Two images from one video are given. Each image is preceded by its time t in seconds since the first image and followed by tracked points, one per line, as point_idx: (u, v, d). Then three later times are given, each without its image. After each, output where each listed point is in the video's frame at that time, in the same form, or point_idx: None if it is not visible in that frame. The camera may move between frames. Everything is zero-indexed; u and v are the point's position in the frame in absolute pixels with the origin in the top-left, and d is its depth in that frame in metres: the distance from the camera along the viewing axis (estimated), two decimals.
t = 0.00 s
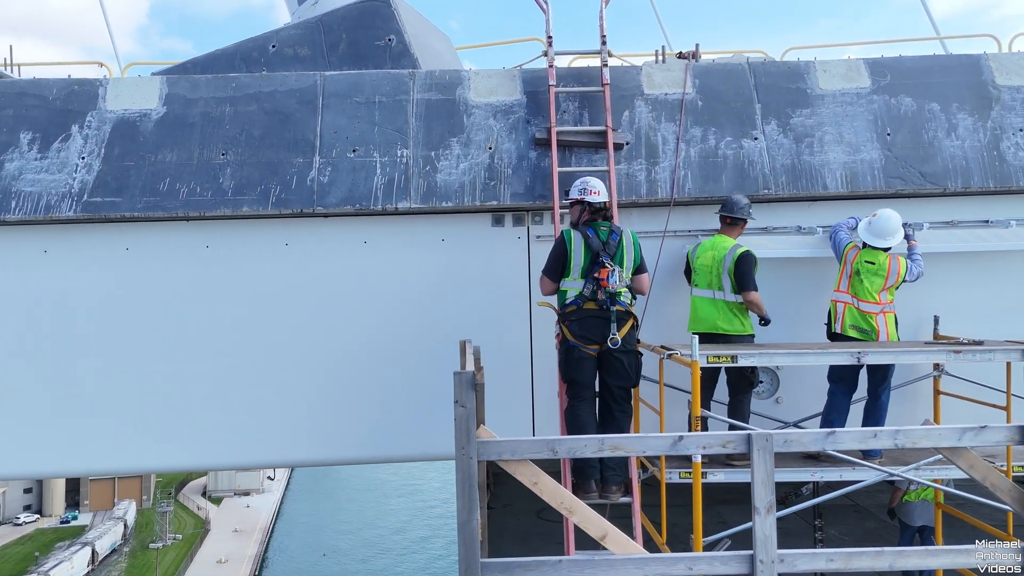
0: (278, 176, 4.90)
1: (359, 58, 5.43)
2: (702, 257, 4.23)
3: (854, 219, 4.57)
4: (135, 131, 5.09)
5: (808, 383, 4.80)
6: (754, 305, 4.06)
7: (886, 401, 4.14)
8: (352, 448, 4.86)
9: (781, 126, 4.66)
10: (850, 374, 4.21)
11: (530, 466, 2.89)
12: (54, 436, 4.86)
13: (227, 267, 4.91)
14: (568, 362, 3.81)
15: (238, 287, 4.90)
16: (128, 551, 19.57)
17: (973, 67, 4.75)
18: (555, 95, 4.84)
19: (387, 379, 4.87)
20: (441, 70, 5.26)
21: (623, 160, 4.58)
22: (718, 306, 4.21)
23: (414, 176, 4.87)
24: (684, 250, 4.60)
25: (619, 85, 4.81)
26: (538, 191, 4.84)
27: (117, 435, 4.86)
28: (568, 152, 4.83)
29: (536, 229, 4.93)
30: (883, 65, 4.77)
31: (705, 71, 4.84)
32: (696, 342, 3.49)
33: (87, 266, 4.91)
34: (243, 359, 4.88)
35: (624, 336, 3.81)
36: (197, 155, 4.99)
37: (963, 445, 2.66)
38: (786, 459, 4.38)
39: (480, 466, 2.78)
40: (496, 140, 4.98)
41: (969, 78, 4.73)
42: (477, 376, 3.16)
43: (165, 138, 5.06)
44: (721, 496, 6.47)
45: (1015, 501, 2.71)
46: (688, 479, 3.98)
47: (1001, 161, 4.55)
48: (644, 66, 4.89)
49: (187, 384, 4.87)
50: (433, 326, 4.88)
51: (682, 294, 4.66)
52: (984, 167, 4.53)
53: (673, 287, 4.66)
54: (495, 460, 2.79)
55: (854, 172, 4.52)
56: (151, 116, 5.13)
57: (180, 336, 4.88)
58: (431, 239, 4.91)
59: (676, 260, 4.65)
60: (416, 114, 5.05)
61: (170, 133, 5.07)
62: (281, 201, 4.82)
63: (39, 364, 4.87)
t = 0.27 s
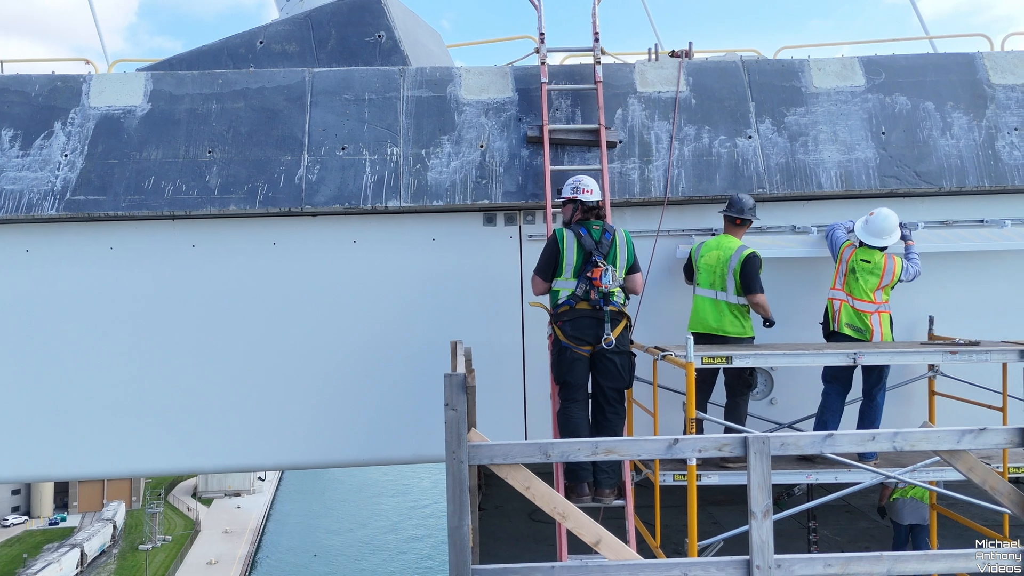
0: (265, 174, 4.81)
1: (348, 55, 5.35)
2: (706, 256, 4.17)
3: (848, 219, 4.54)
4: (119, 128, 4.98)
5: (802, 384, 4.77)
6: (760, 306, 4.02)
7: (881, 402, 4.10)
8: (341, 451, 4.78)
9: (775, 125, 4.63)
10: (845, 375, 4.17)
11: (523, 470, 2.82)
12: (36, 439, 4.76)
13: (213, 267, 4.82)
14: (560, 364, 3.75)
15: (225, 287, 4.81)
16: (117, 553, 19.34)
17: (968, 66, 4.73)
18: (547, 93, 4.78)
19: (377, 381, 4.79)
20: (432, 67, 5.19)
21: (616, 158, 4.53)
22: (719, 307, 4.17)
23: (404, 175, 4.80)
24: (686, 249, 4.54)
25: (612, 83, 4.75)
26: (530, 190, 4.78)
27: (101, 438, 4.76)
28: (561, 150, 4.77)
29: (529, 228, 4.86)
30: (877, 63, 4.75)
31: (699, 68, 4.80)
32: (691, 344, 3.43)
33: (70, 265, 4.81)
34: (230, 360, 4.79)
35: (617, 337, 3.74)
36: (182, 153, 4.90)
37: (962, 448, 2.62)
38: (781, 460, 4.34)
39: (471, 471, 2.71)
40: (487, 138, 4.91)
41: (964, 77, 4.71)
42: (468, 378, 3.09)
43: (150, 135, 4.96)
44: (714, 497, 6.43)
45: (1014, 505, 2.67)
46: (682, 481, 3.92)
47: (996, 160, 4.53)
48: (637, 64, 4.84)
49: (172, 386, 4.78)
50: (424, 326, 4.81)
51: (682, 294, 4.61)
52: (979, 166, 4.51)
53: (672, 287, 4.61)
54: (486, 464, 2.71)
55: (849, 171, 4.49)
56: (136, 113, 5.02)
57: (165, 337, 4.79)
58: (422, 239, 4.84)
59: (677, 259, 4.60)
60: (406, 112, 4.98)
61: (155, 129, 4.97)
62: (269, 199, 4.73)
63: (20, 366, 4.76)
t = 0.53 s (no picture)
0: (251, 171, 4.73)
1: (337, 51, 5.27)
2: (695, 255, 4.13)
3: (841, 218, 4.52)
4: (102, 125, 4.88)
5: (795, 384, 4.73)
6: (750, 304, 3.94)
7: (875, 403, 4.07)
8: (329, 453, 4.70)
9: (769, 123, 4.60)
10: (839, 375, 4.13)
11: (514, 475, 2.76)
12: (16, 443, 4.65)
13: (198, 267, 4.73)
14: (552, 365, 3.68)
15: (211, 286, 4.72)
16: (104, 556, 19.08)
17: (961, 65, 4.72)
18: (539, 91, 4.72)
19: (366, 382, 4.72)
20: (421, 64, 5.12)
21: (608, 157, 4.48)
22: (709, 307, 4.12)
23: (393, 173, 4.72)
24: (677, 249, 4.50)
25: (604, 81, 4.71)
26: (522, 189, 4.72)
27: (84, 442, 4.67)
28: (552, 148, 4.72)
29: (520, 227, 4.80)
30: (871, 61, 4.73)
31: (692, 66, 4.76)
32: (685, 344, 3.38)
33: (52, 265, 4.71)
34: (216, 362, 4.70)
35: (610, 338, 3.69)
36: (167, 150, 4.80)
37: (960, 450, 2.58)
38: (775, 462, 4.30)
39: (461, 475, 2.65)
40: (478, 135, 4.85)
41: (957, 75, 4.70)
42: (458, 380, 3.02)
43: (134, 132, 4.86)
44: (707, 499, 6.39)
45: (1013, 508, 2.64)
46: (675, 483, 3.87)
47: (990, 159, 4.52)
48: (630, 61, 4.80)
49: (156, 389, 4.68)
50: (414, 327, 4.74)
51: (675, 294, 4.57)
52: (972, 165, 4.50)
53: (665, 287, 4.56)
54: (477, 469, 2.65)
55: (842, 170, 4.47)
56: (119, 110, 4.92)
57: (149, 338, 4.69)
58: (412, 238, 4.77)
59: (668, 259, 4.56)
60: (396, 109, 4.90)
61: (139, 126, 4.87)
62: (256, 197, 4.65)
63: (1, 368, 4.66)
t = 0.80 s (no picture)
0: (237, 169, 4.64)
1: (325, 47, 5.19)
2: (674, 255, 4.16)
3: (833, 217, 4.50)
4: (84, 121, 4.78)
5: (787, 385, 4.71)
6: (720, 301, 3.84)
7: (868, 403, 4.05)
8: (315, 456, 4.62)
9: (761, 122, 4.58)
10: (832, 375, 4.10)
11: (506, 478, 2.70)
12: None
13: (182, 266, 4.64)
14: (543, 365, 3.63)
15: (195, 286, 4.63)
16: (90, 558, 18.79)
17: (953, 64, 4.72)
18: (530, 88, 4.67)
19: (354, 383, 4.65)
20: (411, 60, 5.05)
21: (600, 155, 4.44)
22: (686, 304, 4.10)
23: (382, 170, 4.65)
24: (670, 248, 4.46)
25: (596, 78, 4.66)
26: (512, 187, 4.66)
27: (65, 445, 4.57)
28: (543, 146, 4.67)
29: (510, 226, 4.75)
30: (863, 60, 4.73)
31: (684, 64, 4.72)
32: (677, 344, 3.33)
33: (32, 264, 4.60)
34: (200, 363, 4.61)
35: (601, 338, 3.64)
36: (150, 147, 4.70)
37: (957, 452, 2.56)
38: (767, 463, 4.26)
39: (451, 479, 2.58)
40: (468, 133, 4.78)
41: (949, 74, 4.70)
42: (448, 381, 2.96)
43: (117, 128, 4.76)
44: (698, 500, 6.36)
45: (1009, 510, 2.61)
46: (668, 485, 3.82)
47: (982, 158, 4.52)
48: (621, 59, 4.76)
49: (140, 390, 4.59)
50: (403, 327, 4.67)
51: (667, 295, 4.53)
52: (964, 164, 4.50)
53: (657, 287, 4.52)
54: (467, 472, 2.59)
55: (835, 169, 4.46)
56: (102, 106, 4.82)
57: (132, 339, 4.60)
58: (401, 237, 4.70)
59: (659, 260, 4.52)
60: (384, 106, 4.83)
61: (122, 123, 4.77)
62: (241, 195, 4.57)
63: None
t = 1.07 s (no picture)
0: (222, 167, 4.56)
1: (312, 44, 5.12)
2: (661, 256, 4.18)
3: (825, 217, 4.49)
4: (66, 118, 4.68)
5: (779, 385, 4.69)
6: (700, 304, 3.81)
7: (861, 403, 4.03)
8: (303, 458, 4.55)
9: (753, 120, 4.56)
10: (825, 375, 4.08)
11: (497, 482, 2.64)
12: None
13: (166, 266, 4.55)
14: (534, 366, 3.58)
15: (180, 286, 4.55)
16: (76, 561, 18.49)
17: (945, 62, 4.72)
18: (521, 85, 4.62)
19: (342, 384, 4.58)
20: (400, 57, 4.98)
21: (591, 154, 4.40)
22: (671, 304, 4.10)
23: (370, 169, 4.59)
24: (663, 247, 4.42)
25: (587, 76, 4.62)
26: (503, 186, 4.61)
27: (46, 448, 4.47)
28: (534, 145, 4.62)
29: (501, 225, 4.69)
30: (855, 59, 4.73)
31: (675, 62, 4.69)
32: (670, 345, 3.29)
33: (12, 263, 4.50)
34: (185, 364, 4.53)
35: (594, 339, 3.59)
36: (134, 144, 4.61)
37: (953, 453, 2.54)
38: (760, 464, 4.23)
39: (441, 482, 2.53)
40: (458, 131, 4.73)
41: (940, 73, 4.70)
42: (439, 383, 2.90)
43: (100, 125, 4.66)
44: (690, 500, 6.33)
45: (1005, 512, 2.59)
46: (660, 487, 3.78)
47: (973, 158, 4.52)
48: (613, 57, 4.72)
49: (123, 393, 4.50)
50: (391, 328, 4.60)
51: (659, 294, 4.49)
52: (956, 164, 4.51)
53: (649, 286, 4.49)
54: (457, 476, 2.54)
55: (827, 168, 4.46)
56: (84, 102, 4.72)
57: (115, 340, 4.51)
58: (389, 236, 4.63)
59: (651, 259, 4.48)
60: (373, 103, 4.77)
61: (105, 119, 4.67)
62: (227, 194, 4.49)
63: None
